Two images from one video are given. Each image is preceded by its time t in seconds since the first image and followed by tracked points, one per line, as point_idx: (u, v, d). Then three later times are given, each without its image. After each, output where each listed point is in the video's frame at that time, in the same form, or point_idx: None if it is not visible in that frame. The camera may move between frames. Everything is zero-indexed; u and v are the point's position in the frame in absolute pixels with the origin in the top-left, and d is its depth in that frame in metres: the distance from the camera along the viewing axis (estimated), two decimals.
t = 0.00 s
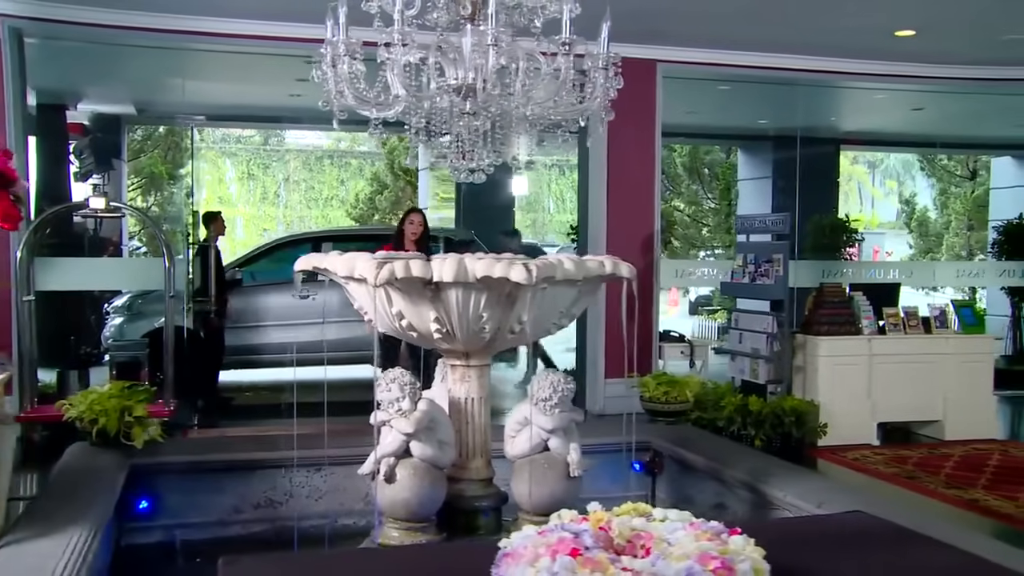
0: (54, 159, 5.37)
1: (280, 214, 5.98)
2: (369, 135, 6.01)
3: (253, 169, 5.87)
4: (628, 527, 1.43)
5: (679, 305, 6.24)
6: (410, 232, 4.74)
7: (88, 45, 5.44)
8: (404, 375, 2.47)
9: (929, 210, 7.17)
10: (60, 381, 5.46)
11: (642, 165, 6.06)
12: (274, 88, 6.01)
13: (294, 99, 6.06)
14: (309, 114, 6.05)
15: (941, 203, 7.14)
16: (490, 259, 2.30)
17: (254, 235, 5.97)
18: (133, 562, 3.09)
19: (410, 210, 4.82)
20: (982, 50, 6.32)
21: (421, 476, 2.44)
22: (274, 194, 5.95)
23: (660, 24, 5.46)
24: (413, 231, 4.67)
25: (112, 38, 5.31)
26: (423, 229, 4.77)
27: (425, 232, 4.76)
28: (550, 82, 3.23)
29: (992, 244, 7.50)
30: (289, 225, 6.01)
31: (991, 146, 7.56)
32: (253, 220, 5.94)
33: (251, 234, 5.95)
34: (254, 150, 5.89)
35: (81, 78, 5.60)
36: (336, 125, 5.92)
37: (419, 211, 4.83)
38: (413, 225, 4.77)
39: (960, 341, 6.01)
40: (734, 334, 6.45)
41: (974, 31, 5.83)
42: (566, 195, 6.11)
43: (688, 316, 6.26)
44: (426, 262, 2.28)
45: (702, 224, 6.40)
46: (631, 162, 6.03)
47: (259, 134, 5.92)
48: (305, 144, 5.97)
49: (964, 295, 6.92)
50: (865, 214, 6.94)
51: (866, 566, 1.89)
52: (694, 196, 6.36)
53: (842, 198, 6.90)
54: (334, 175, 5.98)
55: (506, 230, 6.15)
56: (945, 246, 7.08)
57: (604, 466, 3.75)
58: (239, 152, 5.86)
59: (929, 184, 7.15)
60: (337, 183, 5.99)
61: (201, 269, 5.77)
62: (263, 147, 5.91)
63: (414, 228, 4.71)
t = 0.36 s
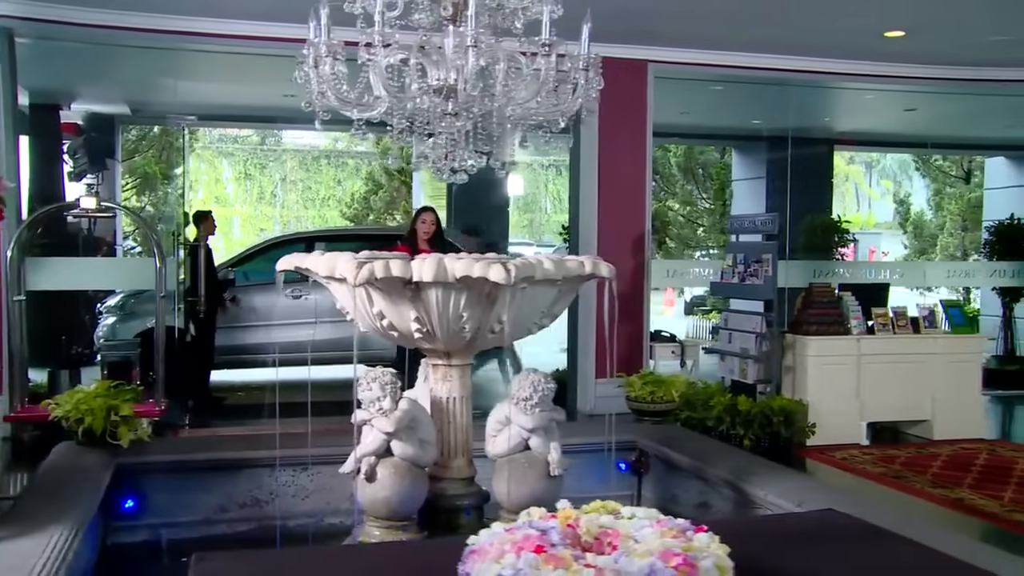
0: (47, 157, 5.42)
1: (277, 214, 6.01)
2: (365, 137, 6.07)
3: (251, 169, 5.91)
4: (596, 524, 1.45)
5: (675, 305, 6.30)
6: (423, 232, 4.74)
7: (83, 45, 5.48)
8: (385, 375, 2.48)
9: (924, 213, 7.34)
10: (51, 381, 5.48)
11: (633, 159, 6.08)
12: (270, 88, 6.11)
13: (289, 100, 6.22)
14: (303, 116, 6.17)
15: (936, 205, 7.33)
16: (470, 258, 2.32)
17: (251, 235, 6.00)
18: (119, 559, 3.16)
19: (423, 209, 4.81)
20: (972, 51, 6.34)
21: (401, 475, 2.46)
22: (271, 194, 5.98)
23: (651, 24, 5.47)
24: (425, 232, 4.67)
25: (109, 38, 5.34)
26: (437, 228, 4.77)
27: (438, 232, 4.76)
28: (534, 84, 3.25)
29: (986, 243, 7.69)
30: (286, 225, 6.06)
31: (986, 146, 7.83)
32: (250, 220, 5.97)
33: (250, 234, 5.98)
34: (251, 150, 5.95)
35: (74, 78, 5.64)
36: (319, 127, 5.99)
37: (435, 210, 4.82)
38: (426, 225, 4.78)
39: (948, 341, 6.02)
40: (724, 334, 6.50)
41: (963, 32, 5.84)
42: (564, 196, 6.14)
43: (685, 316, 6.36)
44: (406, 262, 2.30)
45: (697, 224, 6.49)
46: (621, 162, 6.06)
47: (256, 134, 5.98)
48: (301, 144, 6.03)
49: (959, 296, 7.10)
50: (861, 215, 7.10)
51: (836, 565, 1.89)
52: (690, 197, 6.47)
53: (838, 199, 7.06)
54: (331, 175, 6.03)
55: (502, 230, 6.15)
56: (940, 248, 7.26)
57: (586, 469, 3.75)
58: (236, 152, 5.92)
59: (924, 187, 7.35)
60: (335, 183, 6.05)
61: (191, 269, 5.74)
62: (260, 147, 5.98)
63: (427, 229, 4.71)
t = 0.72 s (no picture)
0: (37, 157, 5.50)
1: (272, 214, 6.02)
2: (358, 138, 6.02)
3: (245, 169, 5.92)
4: (557, 521, 1.46)
5: (669, 305, 6.36)
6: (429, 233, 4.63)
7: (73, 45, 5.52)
8: (362, 374, 2.49)
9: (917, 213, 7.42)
10: (39, 380, 5.54)
11: (621, 158, 6.15)
12: (263, 88, 6.00)
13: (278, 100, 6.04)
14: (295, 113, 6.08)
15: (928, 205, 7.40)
16: (445, 258, 2.34)
17: (246, 235, 6.04)
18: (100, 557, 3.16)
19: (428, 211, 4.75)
20: (957, 51, 6.36)
21: (378, 473, 2.48)
22: (266, 194, 5.99)
23: (638, 25, 5.51)
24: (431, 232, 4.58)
25: (99, 38, 5.38)
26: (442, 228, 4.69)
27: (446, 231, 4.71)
28: (511, 85, 3.28)
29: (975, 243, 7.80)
30: (280, 225, 6.05)
31: (979, 146, 7.81)
32: (245, 220, 6.00)
33: (244, 234, 6.02)
34: (246, 150, 5.95)
35: (65, 78, 5.63)
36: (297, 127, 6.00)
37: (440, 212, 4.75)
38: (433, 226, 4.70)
39: (934, 341, 6.06)
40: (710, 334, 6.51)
41: (948, 33, 5.87)
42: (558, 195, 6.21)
43: (678, 316, 6.40)
44: (382, 262, 2.31)
45: (690, 224, 6.51)
46: (609, 163, 6.11)
47: (251, 134, 5.97)
48: (296, 144, 6.01)
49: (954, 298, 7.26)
50: (853, 216, 7.10)
51: (797, 558, 1.92)
52: (681, 196, 6.50)
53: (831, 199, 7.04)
54: (326, 175, 6.01)
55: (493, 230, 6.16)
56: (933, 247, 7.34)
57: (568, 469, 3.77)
58: (230, 152, 5.91)
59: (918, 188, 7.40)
60: (332, 184, 6.03)
61: (177, 268, 5.81)
62: (255, 147, 5.97)
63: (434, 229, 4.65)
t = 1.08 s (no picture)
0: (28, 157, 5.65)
1: (266, 214, 5.97)
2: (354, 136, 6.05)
3: (239, 169, 5.89)
4: (514, 517, 1.48)
5: (661, 305, 6.43)
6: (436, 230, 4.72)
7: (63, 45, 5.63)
8: (336, 372, 2.50)
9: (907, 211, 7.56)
10: (25, 379, 5.62)
11: (608, 157, 6.20)
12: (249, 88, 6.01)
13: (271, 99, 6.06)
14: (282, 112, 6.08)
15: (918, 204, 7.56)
16: (417, 258, 2.35)
17: (239, 234, 5.99)
18: (77, 555, 3.17)
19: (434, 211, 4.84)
20: (940, 52, 6.39)
21: (351, 471, 2.50)
22: (260, 194, 5.95)
23: (624, 25, 5.54)
24: (437, 232, 4.68)
25: (89, 37, 5.39)
26: (447, 228, 4.78)
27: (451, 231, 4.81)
28: (484, 85, 3.32)
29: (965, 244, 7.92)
30: (274, 225, 5.99)
31: (967, 146, 7.88)
32: (239, 219, 5.96)
33: (238, 233, 5.99)
34: (240, 150, 5.92)
35: (53, 78, 5.75)
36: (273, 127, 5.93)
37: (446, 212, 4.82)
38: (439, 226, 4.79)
39: (916, 340, 6.09)
40: (694, 334, 6.52)
41: (931, 34, 5.90)
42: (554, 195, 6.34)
43: (669, 315, 6.47)
44: (355, 261, 2.33)
45: (682, 224, 6.64)
46: (596, 162, 6.16)
47: (245, 133, 5.95)
48: (290, 144, 5.98)
49: (943, 299, 7.44)
50: (847, 216, 7.31)
51: (759, 551, 1.95)
52: (672, 196, 6.63)
53: (824, 199, 7.25)
54: (320, 174, 5.99)
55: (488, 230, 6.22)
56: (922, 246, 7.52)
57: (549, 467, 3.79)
58: (224, 152, 5.88)
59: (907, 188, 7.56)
60: (326, 185, 6.00)
61: (167, 267, 5.86)
62: (248, 147, 5.95)
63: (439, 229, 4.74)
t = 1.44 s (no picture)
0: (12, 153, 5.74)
1: (257, 211, 6.21)
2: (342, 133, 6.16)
3: (230, 166, 6.16)
4: (468, 511, 1.49)
5: (651, 303, 6.58)
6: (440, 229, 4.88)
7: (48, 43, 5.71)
8: (306, 369, 2.52)
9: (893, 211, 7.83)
10: (7, 376, 5.70)
11: (591, 156, 6.22)
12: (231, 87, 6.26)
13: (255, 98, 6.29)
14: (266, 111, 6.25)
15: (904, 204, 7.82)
16: (384, 255, 2.37)
17: (232, 232, 6.19)
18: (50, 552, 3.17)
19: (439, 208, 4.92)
20: (921, 51, 6.42)
21: (320, 467, 2.51)
22: (251, 191, 6.18)
23: (609, 24, 5.56)
24: (442, 233, 4.82)
25: (76, 34, 5.39)
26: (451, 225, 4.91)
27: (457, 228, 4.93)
28: (451, 85, 3.40)
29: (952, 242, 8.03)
30: (265, 222, 6.24)
31: (954, 146, 8.05)
32: (230, 217, 6.17)
33: (229, 231, 6.17)
34: (231, 147, 6.21)
35: (40, 75, 5.92)
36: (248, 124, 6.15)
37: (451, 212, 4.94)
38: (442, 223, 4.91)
39: (896, 338, 6.11)
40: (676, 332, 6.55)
41: (911, 34, 5.93)
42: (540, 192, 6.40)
43: (658, 313, 6.61)
44: (323, 258, 2.35)
45: (670, 222, 6.88)
46: (579, 161, 6.18)
47: (234, 132, 6.26)
48: (280, 141, 6.20)
49: (930, 297, 7.59)
50: (836, 213, 7.66)
51: (718, 546, 1.96)
52: (660, 193, 6.96)
53: (812, 197, 7.67)
54: (311, 172, 6.24)
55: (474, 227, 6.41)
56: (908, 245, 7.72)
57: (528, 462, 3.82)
58: (215, 149, 6.17)
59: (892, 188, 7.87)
60: (317, 183, 6.27)
61: (150, 265, 5.95)
62: (239, 145, 6.22)
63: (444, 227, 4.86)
